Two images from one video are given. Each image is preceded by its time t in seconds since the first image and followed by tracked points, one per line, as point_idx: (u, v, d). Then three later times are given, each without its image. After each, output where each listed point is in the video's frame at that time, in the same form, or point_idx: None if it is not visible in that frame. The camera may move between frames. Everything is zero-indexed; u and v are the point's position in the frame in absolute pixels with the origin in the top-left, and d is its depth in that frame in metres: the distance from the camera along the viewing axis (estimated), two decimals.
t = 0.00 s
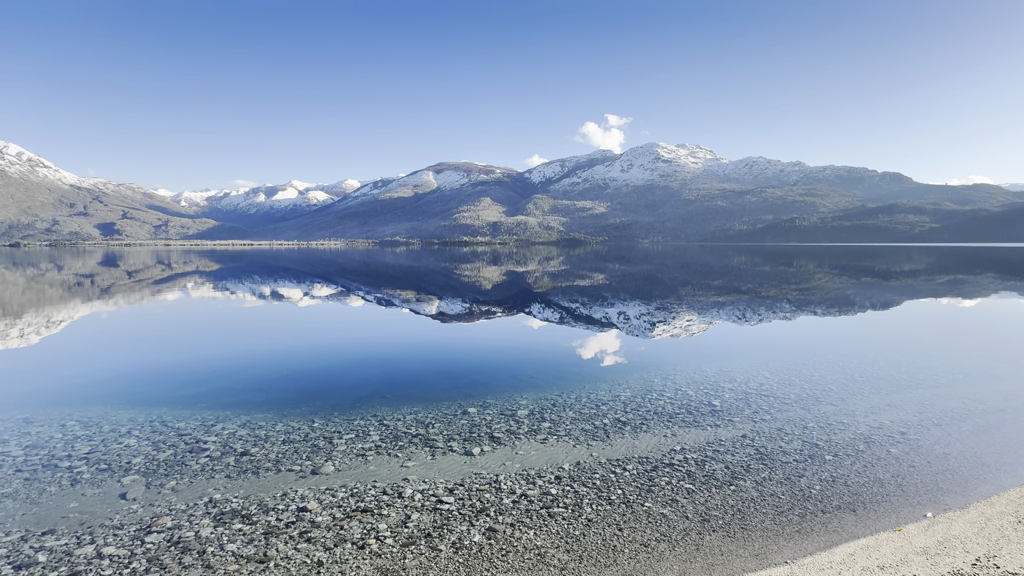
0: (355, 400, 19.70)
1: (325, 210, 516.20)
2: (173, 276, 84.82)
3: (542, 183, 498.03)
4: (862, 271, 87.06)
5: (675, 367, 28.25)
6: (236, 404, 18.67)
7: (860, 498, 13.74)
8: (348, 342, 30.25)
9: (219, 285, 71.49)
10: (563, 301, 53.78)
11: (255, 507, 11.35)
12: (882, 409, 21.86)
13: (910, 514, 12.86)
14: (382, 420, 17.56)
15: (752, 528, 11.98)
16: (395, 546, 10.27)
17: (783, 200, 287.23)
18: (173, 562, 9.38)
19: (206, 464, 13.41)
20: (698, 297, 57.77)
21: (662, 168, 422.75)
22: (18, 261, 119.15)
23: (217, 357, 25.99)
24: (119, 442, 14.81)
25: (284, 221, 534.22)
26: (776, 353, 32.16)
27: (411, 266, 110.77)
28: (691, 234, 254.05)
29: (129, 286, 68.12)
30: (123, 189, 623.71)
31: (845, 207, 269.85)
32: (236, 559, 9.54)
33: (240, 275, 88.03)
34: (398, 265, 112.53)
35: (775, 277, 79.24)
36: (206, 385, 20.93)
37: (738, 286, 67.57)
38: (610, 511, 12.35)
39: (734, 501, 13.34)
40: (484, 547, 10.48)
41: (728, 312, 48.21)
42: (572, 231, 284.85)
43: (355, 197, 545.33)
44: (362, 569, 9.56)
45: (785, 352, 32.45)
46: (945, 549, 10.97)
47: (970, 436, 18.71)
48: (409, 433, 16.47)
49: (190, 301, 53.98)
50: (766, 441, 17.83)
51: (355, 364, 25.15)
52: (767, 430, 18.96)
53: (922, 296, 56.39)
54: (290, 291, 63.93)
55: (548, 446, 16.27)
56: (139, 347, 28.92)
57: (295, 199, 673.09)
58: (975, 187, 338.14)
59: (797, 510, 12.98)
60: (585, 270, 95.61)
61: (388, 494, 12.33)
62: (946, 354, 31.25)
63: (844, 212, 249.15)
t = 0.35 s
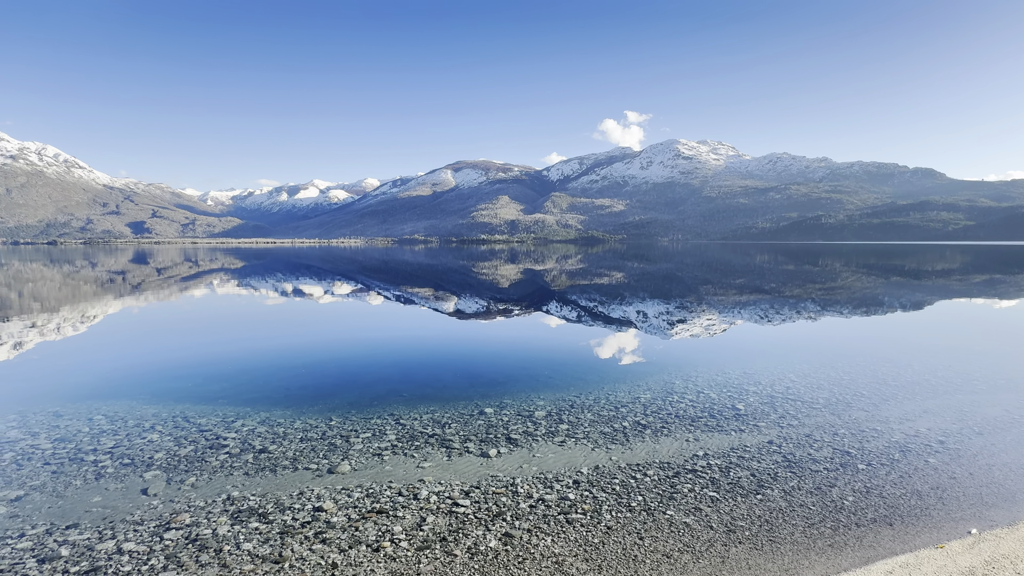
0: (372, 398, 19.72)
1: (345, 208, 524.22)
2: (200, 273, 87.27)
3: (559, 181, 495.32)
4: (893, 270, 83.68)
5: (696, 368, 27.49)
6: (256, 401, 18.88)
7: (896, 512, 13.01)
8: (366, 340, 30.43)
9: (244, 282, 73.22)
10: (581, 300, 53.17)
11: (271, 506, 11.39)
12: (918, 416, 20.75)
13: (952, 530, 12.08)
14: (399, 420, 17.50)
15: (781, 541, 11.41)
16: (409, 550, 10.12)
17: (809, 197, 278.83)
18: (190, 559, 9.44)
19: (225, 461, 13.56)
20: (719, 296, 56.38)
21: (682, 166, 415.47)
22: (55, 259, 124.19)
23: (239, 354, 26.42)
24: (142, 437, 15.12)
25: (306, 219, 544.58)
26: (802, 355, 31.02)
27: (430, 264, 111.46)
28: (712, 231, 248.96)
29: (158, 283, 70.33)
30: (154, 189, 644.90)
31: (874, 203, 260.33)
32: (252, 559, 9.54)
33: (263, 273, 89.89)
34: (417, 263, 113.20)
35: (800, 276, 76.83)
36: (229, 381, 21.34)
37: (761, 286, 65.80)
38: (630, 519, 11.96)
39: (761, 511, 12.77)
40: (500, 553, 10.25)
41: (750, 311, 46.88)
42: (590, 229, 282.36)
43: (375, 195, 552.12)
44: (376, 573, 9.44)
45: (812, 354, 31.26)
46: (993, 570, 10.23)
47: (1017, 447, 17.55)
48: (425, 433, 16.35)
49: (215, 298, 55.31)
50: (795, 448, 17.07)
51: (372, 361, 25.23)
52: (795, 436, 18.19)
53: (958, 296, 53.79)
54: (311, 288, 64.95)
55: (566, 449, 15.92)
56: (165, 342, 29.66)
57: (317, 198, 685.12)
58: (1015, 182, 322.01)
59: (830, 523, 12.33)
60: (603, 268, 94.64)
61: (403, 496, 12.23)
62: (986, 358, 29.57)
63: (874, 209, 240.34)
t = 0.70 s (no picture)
0: (391, 396, 19.74)
1: (365, 207, 531.75)
2: (226, 270, 89.64)
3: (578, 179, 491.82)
4: (925, 269, 80.21)
5: (718, 370, 26.74)
6: (278, 397, 19.10)
7: (938, 525, 12.28)
8: (385, 337, 30.60)
9: (267, 279, 74.84)
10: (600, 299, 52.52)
11: (291, 503, 11.45)
12: (957, 424, 19.66)
13: (1000, 547, 11.34)
14: (418, 418, 17.44)
15: (814, 555, 10.88)
16: (428, 552, 9.99)
17: (836, 194, 270.08)
18: (212, 555, 9.51)
19: (247, 457, 13.71)
20: (742, 296, 54.92)
21: (703, 163, 407.46)
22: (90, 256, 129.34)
23: (261, 350, 26.86)
24: (168, 431, 15.43)
25: (327, 218, 553.85)
26: (830, 358, 29.86)
27: (448, 261, 111.95)
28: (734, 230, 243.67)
29: (186, 280, 72.46)
30: (183, 189, 665.85)
31: (906, 201, 250.45)
32: (272, 556, 9.55)
33: (286, 270, 91.74)
34: (435, 261, 113.80)
35: (826, 276, 74.36)
36: (251, 377, 21.67)
37: (785, 285, 63.96)
38: (653, 526, 11.60)
39: (791, 521, 12.23)
40: (519, 558, 10.03)
41: (775, 311, 45.49)
42: (609, 227, 279.73)
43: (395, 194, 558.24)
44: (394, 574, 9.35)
45: (842, 356, 30.06)
46: None
47: None
48: (444, 433, 16.25)
49: (239, 295, 56.57)
50: (826, 455, 16.37)
51: (390, 360, 25.31)
52: (826, 443, 17.45)
53: (997, 297, 51.13)
54: (332, 286, 65.88)
55: (586, 451, 15.59)
56: (192, 338, 30.43)
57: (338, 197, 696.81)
58: None
59: (866, 537, 11.72)
60: (622, 266, 93.52)
61: (422, 496, 12.13)
62: None
63: (905, 207, 231.28)
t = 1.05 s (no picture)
0: (412, 394, 19.79)
1: (386, 206, 538.86)
2: (251, 268, 91.77)
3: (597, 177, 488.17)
4: (962, 270, 76.70)
5: (743, 372, 25.98)
6: (301, 394, 19.35)
7: (986, 540, 11.57)
8: (404, 335, 30.79)
9: (291, 277, 76.32)
10: (619, 298, 51.86)
11: (315, 499, 11.53)
12: (1002, 433, 18.56)
13: None
14: (438, 417, 17.42)
15: (851, 568, 10.37)
16: (450, 553, 9.88)
17: (866, 192, 260.90)
18: (238, 550, 9.59)
19: (271, 452, 13.88)
20: (766, 296, 53.49)
21: (726, 160, 398.94)
22: (123, 254, 134.33)
23: (285, 347, 27.37)
24: (196, 425, 15.76)
25: (348, 218, 562.74)
26: (862, 361, 28.69)
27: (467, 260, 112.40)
28: (757, 228, 238.07)
29: (213, 277, 74.44)
30: (210, 189, 686.06)
31: (941, 198, 240.22)
32: (296, 552, 9.60)
33: (308, 268, 93.42)
34: (454, 260, 114.30)
35: (855, 276, 71.88)
36: (275, 373, 22.03)
37: (811, 285, 61.98)
38: (680, 531, 11.26)
39: (826, 531, 11.72)
40: (542, 561, 9.85)
41: (800, 312, 44.11)
42: (628, 226, 276.78)
43: (414, 193, 563.72)
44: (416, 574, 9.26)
45: (874, 360, 28.85)
46: None
47: None
48: (464, 432, 16.15)
49: (263, 292, 57.86)
50: (861, 463, 15.67)
51: (410, 357, 25.42)
52: (860, 450, 16.72)
53: None
54: (353, 284, 66.82)
55: (608, 454, 15.30)
56: (218, 335, 31.20)
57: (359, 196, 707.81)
58: None
59: (906, 550, 11.13)
60: (642, 266, 92.26)
61: (443, 495, 12.06)
62: None
63: (940, 205, 221.84)
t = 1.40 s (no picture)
0: (434, 392, 19.77)
1: (405, 205, 544.61)
2: (275, 266, 93.84)
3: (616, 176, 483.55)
4: (1001, 271, 73.25)
5: (771, 375, 25.19)
6: (325, 390, 19.55)
7: None
8: (424, 334, 30.89)
9: (313, 275, 77.67)
10: (639, 298, 51.11)
11: (341, 497, 11.57)
12: None
13: None
14: (461, 416, 17.34)
15: None
16: (476, 554, 9.75)
17: (898, 189, 251.44)
18: (267, 545, 9.68)
19: (298, 448, 14.03)
20: (791, 296, 52.00)
21: (749, 158, 389.82)
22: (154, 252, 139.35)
23: (309, 344, 27.76)
24: (225, 420, 16.05)
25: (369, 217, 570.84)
26: (897, 365, 27.49)
27: (485, 259, 112.63)
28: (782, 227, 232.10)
29: (239, 275, 76.28)
30: (236, 189, 704.85)
31: (979, 196, 229.70)
32: (324, 549, 9.61)
33: (330, 266, 95.01)
34: (473, 258, 114.68)
35: (886, 277, 69.28)
36: (300, 370, 22.34)
37: (838, 286, 59.94)
38: (712, 540, 10.88)
39: (867, 543, 11.18)
40: (570, 566, 9.64)
41: (828, 313, 42.72)
42: (648, 225, 273.28)
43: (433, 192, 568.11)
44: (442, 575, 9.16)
45: (909, 364, 27.63)
46: None
47: None
48: (487, 432, 16.03)
49: (287, 290, 59.01)
50: (901, 472, 14.94)
51: (431, 356, 25.48)
52: (900, 458, 15.94)
53: None
54: (373, 282, 67.65)
55: (634, 457, 14.97)
56: (244, 331, 31.90)
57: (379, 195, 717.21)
58: None
59: (957, 567, 10.49)
60: (662, 265, 90.88)
61: (468, 496, 11.96)
62: None
63: (978, 202, 212.11)
